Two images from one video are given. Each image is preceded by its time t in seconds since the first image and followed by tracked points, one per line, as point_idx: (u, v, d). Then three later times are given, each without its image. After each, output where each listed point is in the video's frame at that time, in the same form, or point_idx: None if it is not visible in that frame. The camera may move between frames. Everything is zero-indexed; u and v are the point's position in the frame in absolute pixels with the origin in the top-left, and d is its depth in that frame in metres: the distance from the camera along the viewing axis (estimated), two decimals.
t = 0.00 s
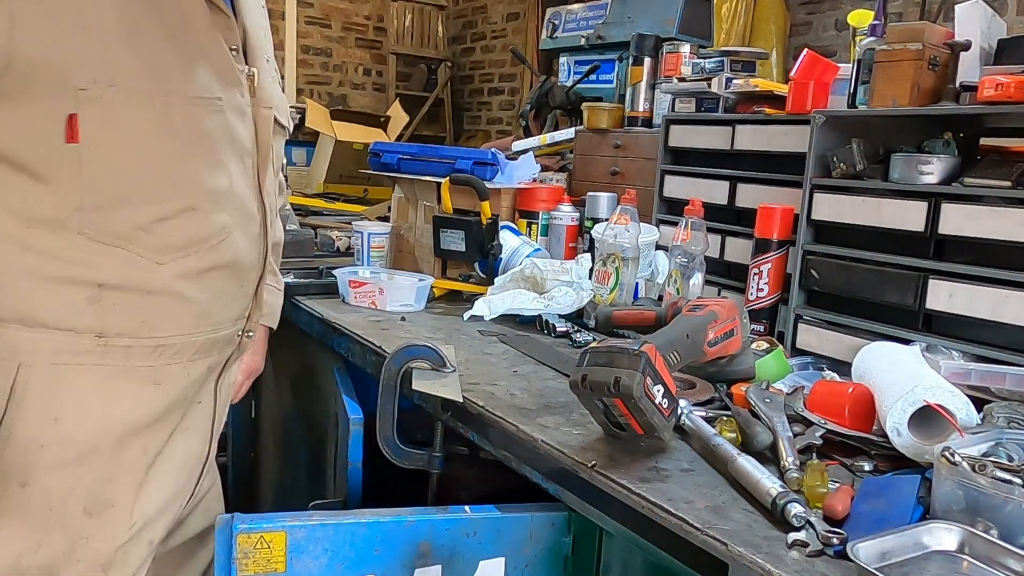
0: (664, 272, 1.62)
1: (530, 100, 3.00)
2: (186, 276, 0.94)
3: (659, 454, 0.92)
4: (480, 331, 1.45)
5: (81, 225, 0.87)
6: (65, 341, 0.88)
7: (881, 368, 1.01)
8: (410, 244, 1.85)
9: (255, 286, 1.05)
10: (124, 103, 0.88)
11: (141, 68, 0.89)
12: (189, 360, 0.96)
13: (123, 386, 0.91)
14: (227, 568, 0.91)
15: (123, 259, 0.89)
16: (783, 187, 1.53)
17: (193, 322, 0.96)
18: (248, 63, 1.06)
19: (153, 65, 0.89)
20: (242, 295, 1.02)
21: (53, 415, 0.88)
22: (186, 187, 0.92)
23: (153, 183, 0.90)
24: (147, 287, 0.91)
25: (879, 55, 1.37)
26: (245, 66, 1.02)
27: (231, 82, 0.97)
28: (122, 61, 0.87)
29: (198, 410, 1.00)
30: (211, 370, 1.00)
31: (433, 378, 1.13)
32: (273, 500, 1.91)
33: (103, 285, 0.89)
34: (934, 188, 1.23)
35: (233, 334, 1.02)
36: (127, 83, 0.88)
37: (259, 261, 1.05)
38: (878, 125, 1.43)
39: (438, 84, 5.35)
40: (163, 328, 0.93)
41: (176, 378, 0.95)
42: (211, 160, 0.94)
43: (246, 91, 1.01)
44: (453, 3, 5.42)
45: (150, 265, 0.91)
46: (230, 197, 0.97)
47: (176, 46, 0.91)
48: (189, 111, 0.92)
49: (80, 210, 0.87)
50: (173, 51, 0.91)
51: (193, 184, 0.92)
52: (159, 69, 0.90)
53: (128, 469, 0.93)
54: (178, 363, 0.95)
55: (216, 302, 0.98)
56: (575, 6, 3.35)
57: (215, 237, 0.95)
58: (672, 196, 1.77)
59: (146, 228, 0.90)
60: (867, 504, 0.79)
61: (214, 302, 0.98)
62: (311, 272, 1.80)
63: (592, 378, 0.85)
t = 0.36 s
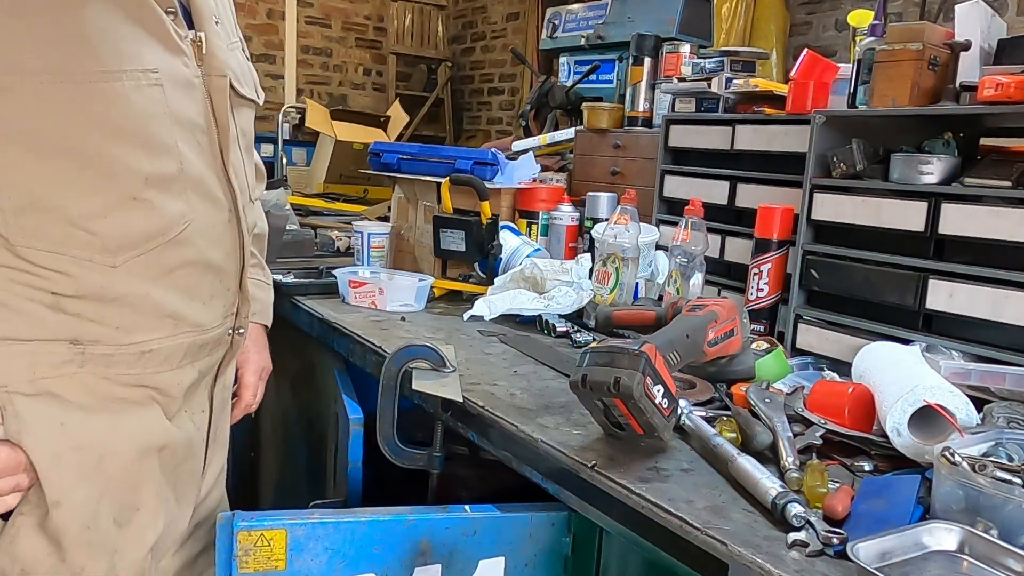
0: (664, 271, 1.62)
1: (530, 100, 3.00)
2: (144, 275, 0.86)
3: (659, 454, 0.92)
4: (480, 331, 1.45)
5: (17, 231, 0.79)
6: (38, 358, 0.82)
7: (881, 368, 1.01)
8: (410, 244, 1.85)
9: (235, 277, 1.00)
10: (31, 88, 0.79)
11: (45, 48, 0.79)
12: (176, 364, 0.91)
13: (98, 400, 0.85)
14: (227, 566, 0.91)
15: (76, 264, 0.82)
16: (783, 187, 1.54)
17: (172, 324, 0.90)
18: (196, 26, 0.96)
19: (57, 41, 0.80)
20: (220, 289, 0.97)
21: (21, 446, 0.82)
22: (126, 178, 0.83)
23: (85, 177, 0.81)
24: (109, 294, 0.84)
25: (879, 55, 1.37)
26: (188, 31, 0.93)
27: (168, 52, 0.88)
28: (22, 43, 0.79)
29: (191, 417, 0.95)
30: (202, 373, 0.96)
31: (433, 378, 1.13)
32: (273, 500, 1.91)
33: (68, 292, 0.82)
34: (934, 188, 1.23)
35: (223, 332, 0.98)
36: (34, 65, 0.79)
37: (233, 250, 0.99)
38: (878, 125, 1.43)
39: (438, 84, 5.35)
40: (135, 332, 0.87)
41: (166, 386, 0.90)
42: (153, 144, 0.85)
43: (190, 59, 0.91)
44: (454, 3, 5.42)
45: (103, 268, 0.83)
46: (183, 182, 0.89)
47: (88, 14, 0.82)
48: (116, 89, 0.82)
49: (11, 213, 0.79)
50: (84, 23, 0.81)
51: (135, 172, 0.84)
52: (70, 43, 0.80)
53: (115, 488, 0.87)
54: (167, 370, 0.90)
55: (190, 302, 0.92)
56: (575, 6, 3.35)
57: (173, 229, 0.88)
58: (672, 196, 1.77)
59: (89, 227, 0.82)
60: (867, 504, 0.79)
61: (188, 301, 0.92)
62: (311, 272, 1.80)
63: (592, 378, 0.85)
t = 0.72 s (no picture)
0: (664, 271, 1.62)
1: (530, 100, 2.99)
2: (135, 290, 0.87)
3: (659, 454, 0.92)
4: (480, 331, 1.45)
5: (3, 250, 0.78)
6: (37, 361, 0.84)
7: (881, 368, 1.01)
8: (410, 244, 1.85)
9: (220, 285, 1.00)
10: (26, 101, 0.78)
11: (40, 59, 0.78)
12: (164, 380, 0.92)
13: (92, 415, 0.85)
14: (227, 565, 0.91)
15: (62, 286, 0.82)
16: (783, 187, 1.53)
17: (156, 343, 0.90)
18: (181, 22, 0.95)
19: (54, 57, 0.79)
20: (206, 300, 0.97)
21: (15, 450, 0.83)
22: (120, 192, 0.83)
23: (77, 190, 0.81)
24: (97, 314, 0.84)
25: (879, 55, 1.37)
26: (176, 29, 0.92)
27: (157, 53, 0.89)
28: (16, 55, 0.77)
29: (178, 434, 0.96)
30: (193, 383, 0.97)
31: (434, 378, 1.13)
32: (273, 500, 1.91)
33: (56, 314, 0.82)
34: (934, 188, 1.23)
35: (205, 343, 0.98)
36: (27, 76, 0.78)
37: (218, 258, 0.98)
38: (878, 125, 1.43)
39: (438, 84, 5.35)
40: (122, 355, 0.87)
41: (156, 401, 0.90)
42: (146, 154, 0.86)
43: (178, 62, 0.92)
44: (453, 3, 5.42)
45: (95, 287, 0.83)
46: (172, 192, 0.89)
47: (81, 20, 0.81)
48: (110, 100, 0.82)
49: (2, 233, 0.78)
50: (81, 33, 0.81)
51: (128, 186, 0.84)
52: (65, 56, 0.79)
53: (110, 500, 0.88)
54: (157, 383, 0.90)
55: (174, 315, 0.92)
56: (575, 7, 3.35)
57: (162, 242, 0.88)
58: (672, 196, 1.77)
59: (81, 245, 0.81)
60: (867, 504, 0.79)
61: (172, 315, 0.92)
62: (311, 272, 1.80)
63: (592, 378, 0.85)
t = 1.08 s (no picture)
0: (664, 271, 1.62)
1: (530, 100, 2.99)
2: (168, 293, 0.86)
3: (659, 454, 0.92)
4: (480, 331, 1.45)
5: (50, 258, 0.77)
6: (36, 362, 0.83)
7: (881, 368, 1.01)
8: (410, 244, 1.85)
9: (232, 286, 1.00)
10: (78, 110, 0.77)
11: (91, 69, 0.78)
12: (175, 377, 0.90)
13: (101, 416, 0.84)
14: (227, 565, 0.91)
15: (101, 289, 0.80)
16: (783, 187, 1.53)
17: (178, 344, 0.89)
18: (203, 31, 0.98)
19: (101, 61, 0.79)
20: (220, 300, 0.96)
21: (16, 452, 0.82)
22: (159, 196, 0.83)
23: (121, 195, 0.80)
24: (129, 314, 0.83)
25: (879, 55, 1.37)
26: (199, 36, 0.95)
27: (186, 57, 0.89)
28: (65, 65, 0.77)
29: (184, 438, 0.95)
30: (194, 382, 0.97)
31: (434, 377, 1.13)
32: (274, 500, 1.91)
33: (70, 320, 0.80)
34: (934, 188, 1.23)
35: (216, 341, 0.97)
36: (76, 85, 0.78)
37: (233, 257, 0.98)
38: (878, 125, 1.43)
39: (438, 83, 5.35)
40: (146, 355, 0.85)
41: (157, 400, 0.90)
42: (182, 156, 0.86)
43: (204, 69, 0.92)
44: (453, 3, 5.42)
45: (134, 289, 0.82)
46: (202, 196, 0.89)
47: (120, 25, 0.81)
48: (153, 106, 0.82)
49: (46, 240, 0.77)
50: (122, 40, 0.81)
51: (166, 190, 0.83)
52: (111, 60, 0.80)
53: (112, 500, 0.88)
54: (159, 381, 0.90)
55: (199, 316, 0.92)
56: (575, 6, 3.35)
57: (192, 244, 0.88)
58: (672, 196, 1.77)
59: (124, 248, 0.81)
60: (867, 504, 0.79)
61: (197, 316, 0.91)
62: (311, 272, 1.80)
63: (592, 378, 0.85)
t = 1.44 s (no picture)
0: (664, 272, 1.62)
1: (530, 100, 3.00)
2: (161, 289, 0.88)
3: (659, 454, 0.92)
4: (480, 331, 1.45)
5: (43, 246, 0.79)
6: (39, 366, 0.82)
7: (881, 368, 1.01)
8: (410, 244, 1.85)
9: (229, 289, 1.01)
10: (77, 111, 0.79)
11: (92, 74, 0.80)
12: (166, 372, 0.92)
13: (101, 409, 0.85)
14: (227, 565, 0.91)
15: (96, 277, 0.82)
16: (783, 187, 1.53)
17: (172, 338, 0.91)
18: (217, 48, 1.00)
19: (104, 71, 0.81)
20: (219, 301, 0.98)
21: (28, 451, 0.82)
22: (154, 198, 0.85)
23: (116, 192, 0.82)
24: (123, 308, 0.85)
25: (879, 55, 1.37)
26: (211, 54, 0.96)
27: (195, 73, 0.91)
28: (67, 69, 0.79)
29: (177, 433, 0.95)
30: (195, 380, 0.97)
31: (434, 377, 1.13)
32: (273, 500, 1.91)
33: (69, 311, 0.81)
34: (934, 188, 1.23)
35: (213, 339, 0.99)
36: (76, 87, 0.80)
37: (233, 262, 1.00)
38: (878, 125, 1.43)
39: (438, 83, 5.35)
40: (140, 344, 0.88)
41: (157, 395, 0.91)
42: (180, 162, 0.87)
43: (211, 83, 0.94)
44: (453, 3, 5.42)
45: (124, 282, 0.84)
46: (201, 201, 0.91)
47: (127, 35, 0.83)
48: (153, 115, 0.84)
49: (41, 229, 0.78)
50: (126, 47, 0.83)
51: (162, 191, 0.85)
52: (113, 68, 0.82)
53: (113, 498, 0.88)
54: (159, 375, 0.91)
55: (192, 314, 0.93)
56: (575, 6, 3.35)
57: (189, 246, 0.89)
58: (672, 196, 1.77)
59: (116, 243, 0.82)
60: (867, 504, 0.79)
61: (191, 314, 0.93)
62: (311, 272, 1.80)
63: (592, 378, 0.85)
